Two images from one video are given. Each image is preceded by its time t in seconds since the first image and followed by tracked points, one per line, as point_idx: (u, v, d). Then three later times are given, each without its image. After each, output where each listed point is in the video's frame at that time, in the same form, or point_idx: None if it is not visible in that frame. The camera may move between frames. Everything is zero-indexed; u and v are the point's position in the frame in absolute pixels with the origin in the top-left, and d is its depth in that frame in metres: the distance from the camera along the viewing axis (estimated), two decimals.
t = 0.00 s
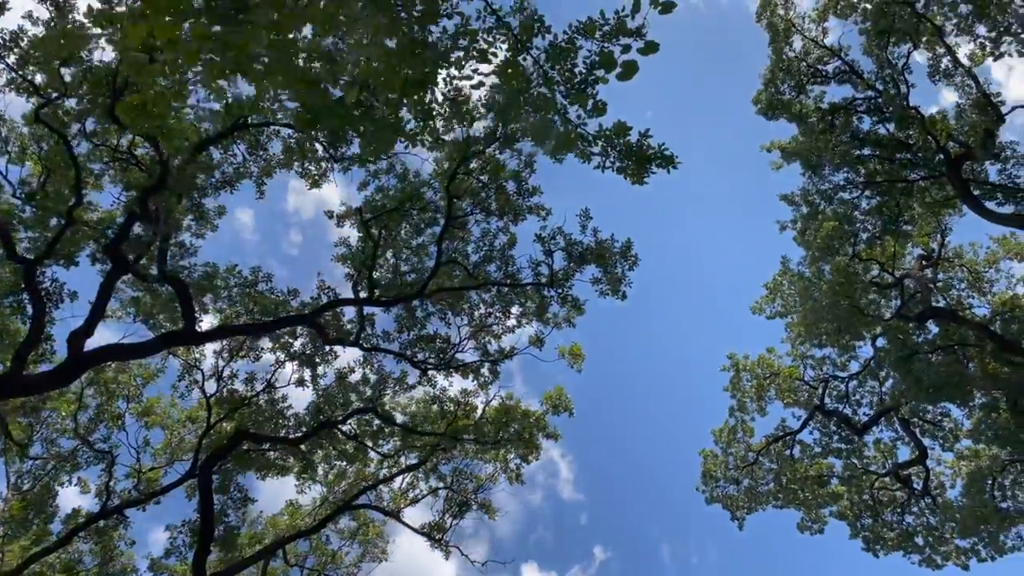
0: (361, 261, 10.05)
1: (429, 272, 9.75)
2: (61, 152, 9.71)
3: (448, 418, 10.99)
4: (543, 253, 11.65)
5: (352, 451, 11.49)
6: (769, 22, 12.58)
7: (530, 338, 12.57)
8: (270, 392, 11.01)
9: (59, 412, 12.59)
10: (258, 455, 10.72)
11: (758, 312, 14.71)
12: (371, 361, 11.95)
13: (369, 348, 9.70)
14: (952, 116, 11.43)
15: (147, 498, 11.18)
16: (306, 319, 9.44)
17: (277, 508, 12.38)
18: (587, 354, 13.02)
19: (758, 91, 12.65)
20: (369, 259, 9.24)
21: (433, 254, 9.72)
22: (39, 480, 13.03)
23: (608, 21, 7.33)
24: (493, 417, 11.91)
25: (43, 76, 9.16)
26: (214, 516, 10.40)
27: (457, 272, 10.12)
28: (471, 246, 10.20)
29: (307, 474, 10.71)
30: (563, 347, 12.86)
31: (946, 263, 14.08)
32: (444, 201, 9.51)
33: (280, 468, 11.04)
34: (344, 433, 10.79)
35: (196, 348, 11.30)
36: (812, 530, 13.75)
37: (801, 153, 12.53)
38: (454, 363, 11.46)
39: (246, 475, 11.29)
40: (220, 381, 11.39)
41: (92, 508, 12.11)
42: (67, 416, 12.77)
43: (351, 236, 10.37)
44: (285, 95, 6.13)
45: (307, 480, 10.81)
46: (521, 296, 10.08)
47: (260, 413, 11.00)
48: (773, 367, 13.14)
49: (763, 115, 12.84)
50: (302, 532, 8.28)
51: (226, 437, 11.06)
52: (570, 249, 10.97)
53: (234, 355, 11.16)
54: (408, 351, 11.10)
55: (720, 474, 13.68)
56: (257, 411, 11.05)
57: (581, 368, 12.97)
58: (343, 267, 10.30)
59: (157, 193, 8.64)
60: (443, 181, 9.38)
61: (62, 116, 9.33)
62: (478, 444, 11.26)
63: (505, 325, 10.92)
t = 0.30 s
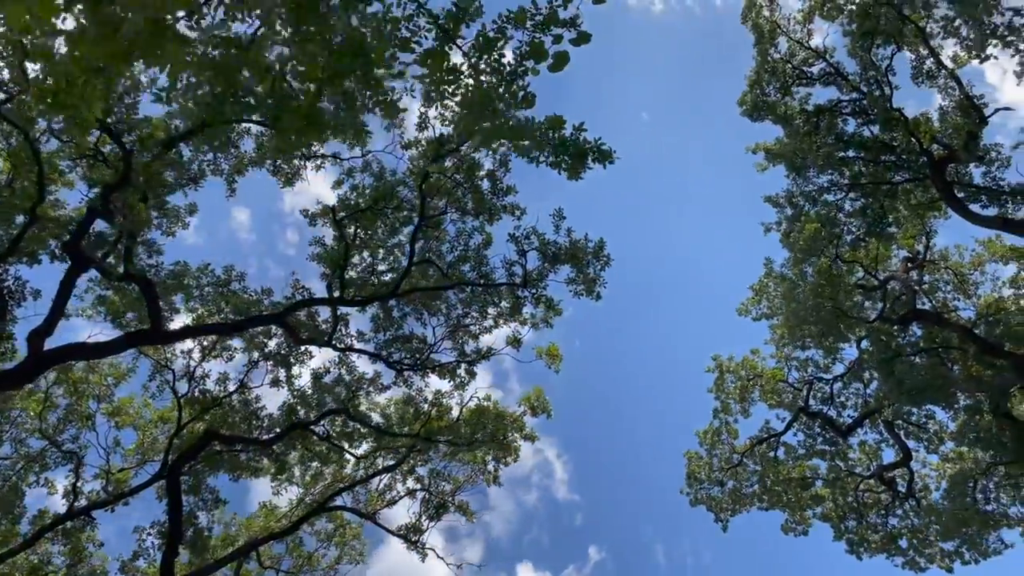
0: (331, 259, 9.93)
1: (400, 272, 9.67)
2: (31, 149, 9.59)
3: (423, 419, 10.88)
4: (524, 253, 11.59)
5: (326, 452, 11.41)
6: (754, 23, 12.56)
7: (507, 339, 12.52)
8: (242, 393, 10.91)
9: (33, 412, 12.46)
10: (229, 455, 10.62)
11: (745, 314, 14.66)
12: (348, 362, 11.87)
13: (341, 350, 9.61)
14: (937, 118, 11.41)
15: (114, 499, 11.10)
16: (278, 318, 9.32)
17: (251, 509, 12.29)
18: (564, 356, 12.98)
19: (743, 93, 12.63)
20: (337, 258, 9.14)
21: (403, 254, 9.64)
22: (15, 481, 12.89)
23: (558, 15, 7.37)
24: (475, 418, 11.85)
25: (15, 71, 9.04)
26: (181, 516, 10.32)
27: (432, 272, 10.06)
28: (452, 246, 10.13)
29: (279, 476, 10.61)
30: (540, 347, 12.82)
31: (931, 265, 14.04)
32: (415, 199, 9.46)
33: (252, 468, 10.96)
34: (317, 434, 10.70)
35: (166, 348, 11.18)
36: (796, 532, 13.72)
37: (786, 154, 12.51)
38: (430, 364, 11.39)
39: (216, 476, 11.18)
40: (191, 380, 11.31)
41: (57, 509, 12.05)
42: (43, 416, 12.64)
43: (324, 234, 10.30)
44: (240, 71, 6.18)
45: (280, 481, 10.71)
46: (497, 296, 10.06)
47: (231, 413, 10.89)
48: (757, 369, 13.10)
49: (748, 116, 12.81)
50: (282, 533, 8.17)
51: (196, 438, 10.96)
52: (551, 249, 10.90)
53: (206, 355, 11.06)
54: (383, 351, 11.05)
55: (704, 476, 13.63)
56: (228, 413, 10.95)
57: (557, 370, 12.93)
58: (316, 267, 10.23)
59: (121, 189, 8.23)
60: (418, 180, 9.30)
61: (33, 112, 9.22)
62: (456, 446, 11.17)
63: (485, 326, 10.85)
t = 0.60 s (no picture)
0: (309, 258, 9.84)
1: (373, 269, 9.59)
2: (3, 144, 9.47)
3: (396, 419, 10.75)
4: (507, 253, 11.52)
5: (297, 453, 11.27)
6: (742, 23, 12.50)
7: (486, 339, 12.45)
8: (213, 393, 10.79)
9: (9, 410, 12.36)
10: (196, 455, 10.46)
11: (733, 315, 14.58)
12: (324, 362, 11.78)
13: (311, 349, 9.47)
14: (924, 120, 11.35)
15: (83, 499, 10.99)
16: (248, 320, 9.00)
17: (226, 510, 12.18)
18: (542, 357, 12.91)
19: (730, 93, 12.58)
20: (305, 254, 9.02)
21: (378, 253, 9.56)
22: None
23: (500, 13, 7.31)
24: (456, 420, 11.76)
25: None
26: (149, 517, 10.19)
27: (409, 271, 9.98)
28: (434, 244, 10.07)
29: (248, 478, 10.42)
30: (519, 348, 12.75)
31: (920, 267, 13.97)
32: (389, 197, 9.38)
33: (221, 469, 10.82)
34: (289, 435, 10.58)
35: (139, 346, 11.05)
36: (783, 536, 13.65)
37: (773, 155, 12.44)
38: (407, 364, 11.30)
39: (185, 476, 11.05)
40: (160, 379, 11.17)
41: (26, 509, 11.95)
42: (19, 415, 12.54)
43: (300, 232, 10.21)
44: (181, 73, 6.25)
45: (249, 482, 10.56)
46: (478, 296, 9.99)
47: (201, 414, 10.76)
48: (743, 371, 13.03)
49: (735, 116, 12.75)
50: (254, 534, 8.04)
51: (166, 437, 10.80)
52: (535, 249, 10.83)
53: (178, 354, 10.91)
54: (360, 351, 10.95)
55: (690, 478, 13.55)
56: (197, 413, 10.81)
57: (535, 370, 12.86)
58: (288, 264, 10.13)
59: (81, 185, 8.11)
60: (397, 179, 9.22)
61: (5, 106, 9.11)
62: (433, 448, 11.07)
63: (466, 325, 10.76)
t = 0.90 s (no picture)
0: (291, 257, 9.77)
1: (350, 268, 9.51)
2: None
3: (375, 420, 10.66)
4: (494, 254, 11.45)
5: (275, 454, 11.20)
6: (732, 24, 12.46)
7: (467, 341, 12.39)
8: (191, 393, 10.71)
9: None
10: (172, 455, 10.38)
11: (722, 317, 14.52)
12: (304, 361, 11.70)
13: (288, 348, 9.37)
14: (914, 122, 11.30)
15: (61, 497, 10.95)
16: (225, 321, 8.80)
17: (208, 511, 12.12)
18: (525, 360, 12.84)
19: (720, 94, 12.56)
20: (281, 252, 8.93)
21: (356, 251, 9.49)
22: None
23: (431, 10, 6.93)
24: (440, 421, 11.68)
25: None
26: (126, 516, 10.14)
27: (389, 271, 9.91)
28: (418, 244, 9.99)
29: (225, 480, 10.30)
30: (501, 349, 12.68)
31: (911, 271, 13.90)
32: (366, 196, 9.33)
33: (199, 470, 10.75)
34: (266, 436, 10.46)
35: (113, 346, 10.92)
36: (772, 539, 13.59)
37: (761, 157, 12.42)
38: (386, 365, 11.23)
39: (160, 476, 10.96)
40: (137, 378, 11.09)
41: (3, 507, 11.92)
42: None
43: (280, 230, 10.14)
44: (123, 74, 6.44)
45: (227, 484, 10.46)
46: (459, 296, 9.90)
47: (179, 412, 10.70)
48: (731, 373, 12.98)
49: (724, 117, 12.70)
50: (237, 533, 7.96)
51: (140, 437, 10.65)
52: (521, 250, 10.76)
53: (154, 353, 10.80)
54: (340, 351, 10.89)
55: (677, 481, 13.50)
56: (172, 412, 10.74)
57: (517, 372, 12.79)
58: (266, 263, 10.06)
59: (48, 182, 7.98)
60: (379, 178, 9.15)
61: None
62: (416, 449, 10.99)
63: (449, 326, 10.70)
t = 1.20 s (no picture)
0: (272, 257, 9.73)
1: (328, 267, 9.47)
2: None
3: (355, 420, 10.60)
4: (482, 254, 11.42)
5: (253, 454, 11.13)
6: (723, 24, 12.42)
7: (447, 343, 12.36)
8: (168, 393, 10.66)
9: None
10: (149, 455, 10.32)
11: (714, 318, 14.47)
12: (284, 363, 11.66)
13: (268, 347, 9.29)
14: (905, 123, 11.23)
15: (40, 495, 10.92)
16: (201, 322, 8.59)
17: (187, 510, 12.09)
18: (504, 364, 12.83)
19: (711, 95, 12.54)
20: (258, 251, 8.88)
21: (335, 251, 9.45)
22: None
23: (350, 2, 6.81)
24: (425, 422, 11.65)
25: None
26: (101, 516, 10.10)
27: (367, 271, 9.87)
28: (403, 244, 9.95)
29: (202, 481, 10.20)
30: (482, 351, 12.65)
31: (903, 273, 13.84)
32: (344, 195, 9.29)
33: (177, 469, 10.70)
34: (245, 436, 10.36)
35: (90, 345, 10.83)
36: (761, 542, 13.54)
37: (752, 158, 12.38)
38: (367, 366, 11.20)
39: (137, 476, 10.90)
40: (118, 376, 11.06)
41: None
42: None
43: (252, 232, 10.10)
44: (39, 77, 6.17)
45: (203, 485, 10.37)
46: (444, 297, 9.87)
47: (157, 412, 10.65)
48: (720, 375, 12.93)
49: (715, 118, 12.65)
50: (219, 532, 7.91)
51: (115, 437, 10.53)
52: (509, 250, 10.72)
53: (131, 352, 10.71)
54: (320, 351, 10.85)
55: (666, 483, 13.45)
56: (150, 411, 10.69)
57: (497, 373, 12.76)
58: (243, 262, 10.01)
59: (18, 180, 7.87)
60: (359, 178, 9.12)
61: None
62: (401, 449, 10.94)
63: (431, 326, 10.65)
